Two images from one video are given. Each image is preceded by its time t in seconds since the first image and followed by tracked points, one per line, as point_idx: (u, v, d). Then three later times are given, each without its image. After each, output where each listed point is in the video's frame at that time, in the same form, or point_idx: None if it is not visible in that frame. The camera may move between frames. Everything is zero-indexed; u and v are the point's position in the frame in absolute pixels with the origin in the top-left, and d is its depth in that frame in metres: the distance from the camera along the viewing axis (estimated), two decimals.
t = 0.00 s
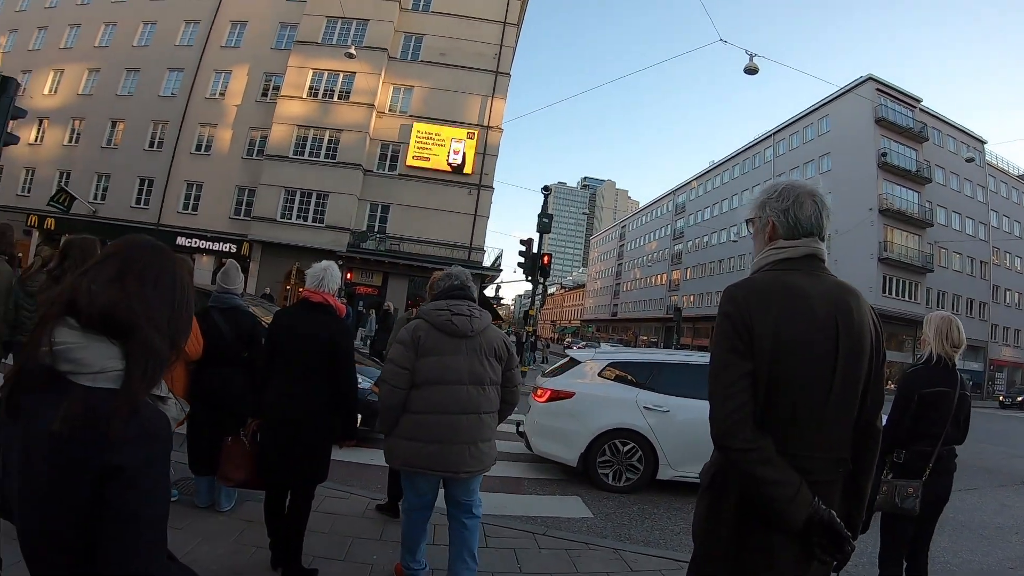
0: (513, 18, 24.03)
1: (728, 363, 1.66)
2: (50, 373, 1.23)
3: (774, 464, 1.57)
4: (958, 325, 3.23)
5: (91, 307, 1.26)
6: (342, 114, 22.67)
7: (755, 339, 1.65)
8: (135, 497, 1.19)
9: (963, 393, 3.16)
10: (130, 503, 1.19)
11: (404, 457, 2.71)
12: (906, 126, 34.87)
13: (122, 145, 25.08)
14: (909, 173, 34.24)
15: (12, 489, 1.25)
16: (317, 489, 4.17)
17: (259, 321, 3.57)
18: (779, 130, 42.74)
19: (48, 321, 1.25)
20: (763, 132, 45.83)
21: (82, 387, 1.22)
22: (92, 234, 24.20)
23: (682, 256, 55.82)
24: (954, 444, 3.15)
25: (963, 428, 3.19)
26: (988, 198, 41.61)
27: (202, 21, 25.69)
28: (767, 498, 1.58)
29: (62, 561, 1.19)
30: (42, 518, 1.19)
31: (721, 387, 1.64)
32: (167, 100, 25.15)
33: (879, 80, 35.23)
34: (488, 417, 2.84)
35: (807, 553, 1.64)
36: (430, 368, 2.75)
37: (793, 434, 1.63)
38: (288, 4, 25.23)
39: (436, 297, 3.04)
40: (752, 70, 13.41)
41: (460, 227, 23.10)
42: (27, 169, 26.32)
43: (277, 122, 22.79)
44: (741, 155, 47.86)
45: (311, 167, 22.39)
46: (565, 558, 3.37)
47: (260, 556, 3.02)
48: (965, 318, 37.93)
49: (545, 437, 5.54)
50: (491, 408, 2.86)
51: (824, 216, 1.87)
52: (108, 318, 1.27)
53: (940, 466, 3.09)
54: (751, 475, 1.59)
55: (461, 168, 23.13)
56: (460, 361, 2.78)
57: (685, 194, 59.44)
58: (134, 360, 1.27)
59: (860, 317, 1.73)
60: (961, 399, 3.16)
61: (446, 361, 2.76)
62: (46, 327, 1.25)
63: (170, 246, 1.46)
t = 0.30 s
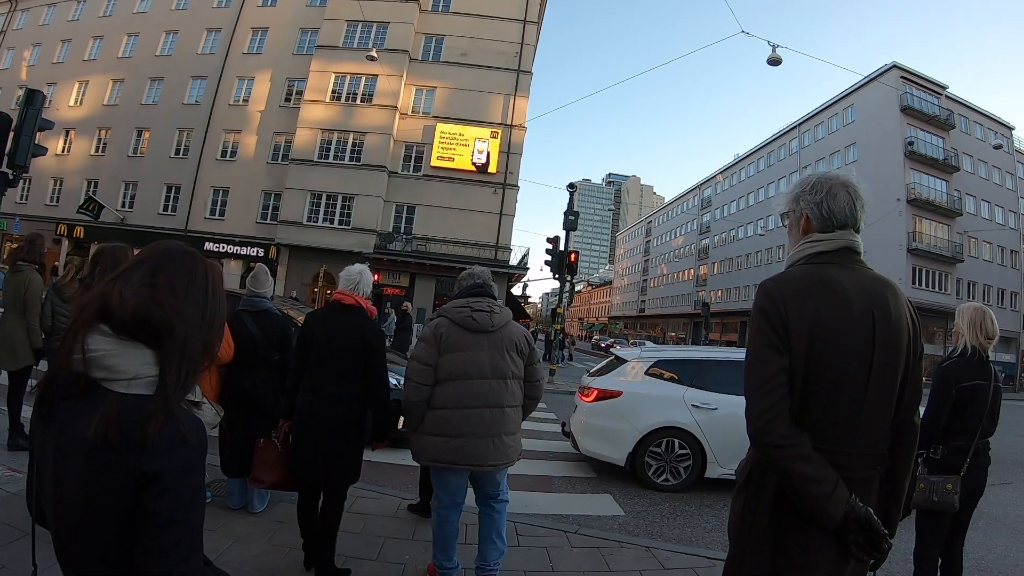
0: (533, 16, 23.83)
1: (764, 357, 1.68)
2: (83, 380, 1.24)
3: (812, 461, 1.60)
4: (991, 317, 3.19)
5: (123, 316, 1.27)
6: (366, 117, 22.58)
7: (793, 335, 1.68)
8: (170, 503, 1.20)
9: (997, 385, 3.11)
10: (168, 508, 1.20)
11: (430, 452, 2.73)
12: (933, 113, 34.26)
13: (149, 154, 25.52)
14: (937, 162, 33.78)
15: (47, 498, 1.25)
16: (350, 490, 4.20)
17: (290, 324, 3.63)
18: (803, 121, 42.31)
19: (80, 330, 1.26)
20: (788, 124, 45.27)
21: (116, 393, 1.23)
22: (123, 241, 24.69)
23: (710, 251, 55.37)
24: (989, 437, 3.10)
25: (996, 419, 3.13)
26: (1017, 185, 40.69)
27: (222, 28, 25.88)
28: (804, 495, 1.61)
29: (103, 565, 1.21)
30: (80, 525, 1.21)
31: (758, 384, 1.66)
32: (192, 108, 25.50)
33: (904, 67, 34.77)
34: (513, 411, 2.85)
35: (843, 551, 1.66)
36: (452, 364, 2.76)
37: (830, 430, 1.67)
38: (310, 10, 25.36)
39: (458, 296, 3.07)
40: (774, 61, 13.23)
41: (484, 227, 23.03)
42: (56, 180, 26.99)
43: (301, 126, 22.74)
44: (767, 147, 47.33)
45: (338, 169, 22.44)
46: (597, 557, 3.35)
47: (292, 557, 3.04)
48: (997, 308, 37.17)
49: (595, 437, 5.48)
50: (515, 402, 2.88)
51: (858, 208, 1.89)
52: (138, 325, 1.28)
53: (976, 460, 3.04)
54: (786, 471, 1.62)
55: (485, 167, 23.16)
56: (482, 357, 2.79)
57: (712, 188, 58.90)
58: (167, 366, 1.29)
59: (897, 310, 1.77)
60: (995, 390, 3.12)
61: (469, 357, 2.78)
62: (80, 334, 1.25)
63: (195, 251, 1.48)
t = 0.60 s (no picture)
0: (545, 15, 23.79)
1: (788, 353, 1.67)
2: (109, 386, 1.25)
3: (836, 459, 1.58)
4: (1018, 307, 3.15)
5: (148, 325, 1.28)
6: (382, 120, 23.13)
7: (816, 330, 1.66)
8: (194, 506, 1.21)
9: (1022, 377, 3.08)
10: (193, 511, 1.21)
11: (460, 453, 2.75)
12: (950, 103, 33.80)
13: (166, 163, 25.83)
14: (956, 152, 33.35)
15: (74, 504, 1.26)
16: (372, 491, 4.22)
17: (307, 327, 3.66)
18: (819, 114, 41.83)
19: (102, 338, 1.26)
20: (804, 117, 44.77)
21: (141, 398, 1.24)
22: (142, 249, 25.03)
23: (727, 246, 55.06)
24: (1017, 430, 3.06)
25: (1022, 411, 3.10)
26: None
27: (236, 35, 26.14)
28: (830, 493, 1.59)
29: (129, 569, 1.22)
30: (107, 529, 1.22)
31: (781, 379, 1.65)
32: (207, 116, 25.78)
33: (919, 56, 34.27)
34: (542, 410, 2.86)
35: (868, 547, 1.65)
36: (483, 365, 2.76)
37: (855, 426, 1.65)
38: (322, 14, 25.49)
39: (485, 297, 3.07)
40: (790, 53, 13.10)
41: (502, 227, 23.03)
42: (75, 190, 27.42)
43: (317, 131, 23.20)
44: (783, 140, 46.88)
45: (355, 173, 22.87)
46: (621, 556, 3.33)
47: (316, 559, 3.06)
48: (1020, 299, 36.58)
49: (637, 437, 5.45)
50: (543, 401, 2.90)
51: (881, 200, 1.88)
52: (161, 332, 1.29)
53: (1002, 452, 3.01)
54: (808, 467, 1.61)
55: (501, 167, 23.13)
56: (512, 358, 2.80)
57: (728, 183, 58.48)
58: (192, 371, 1.30)
59: (920, 302, 1.75)
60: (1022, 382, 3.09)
61: (500, 358, 2.77)
62: (103, 342, 1.26)
63: (214, 254, 1.49)
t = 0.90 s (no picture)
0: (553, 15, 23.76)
1: (805, 350, 1.66)
2: (128, 387, 1.26)
3: (855, 456, 1.58)
4: None
5: (167, 328, 1.28)
6: (393, 121, 23.26)
7: (835, 328, 1.65)
8: (219, 500, 1.23)
9: None
10: (218, 505, 1.22)
11: (490, 453, 2.77)
12: (962, 96, 33.55)
13: (178, 168, 26.04)
14: (969, 145, 33.11)
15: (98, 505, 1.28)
16: (387, 491, 4.24)
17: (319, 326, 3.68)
18: (830, 109, 41.61)
19: (120, 341, 1.27)
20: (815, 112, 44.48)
21: (166, 398, 1.25)
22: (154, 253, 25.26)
23: (740, 243, 54.79)
24: None
25: None
26: None
27: (245, 40, 26.32)
28: (848, 490, 1.58)
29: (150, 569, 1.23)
30: (130, 531, 1.23)
31: (798, 375, 1.65)
32: (218, 120, 25.96)
33: (931, 49, 34.07)
34: (568, 411, 2.89)
35: (885, 545, 1.64)
36: (515, 368, 2.77)
37: (872, 423, 1.65)
38: (331, 18, 25.58)
39: (513, 299, 3.06)
40: (799, 48, 13.05)
41: (515, 227, 22.99)
42: (88, 196, 27.73)
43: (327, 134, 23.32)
44: (795, 136, 46.56)
45: (366, 175, 23.01)
46: (637, 554, 3.33)
47: (332, 560, 3.07)
48: None
49: (679, 437, 5.38)
50: (570, 404, 2.92)
51: (896, 195, 1.87)
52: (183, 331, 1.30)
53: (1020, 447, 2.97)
54: (826, 464, 1.60)
55: (513, 167, 23.07)
56: (541, 360, 2.81)
57: (739, 180, 58.17)
58: (218, 370, 1.31)
59: (936, 298, 1.74)
60: None
61: (531, 361, 2.79)
62: (122, 346, 1.27)
63: (224, 246, 1.48)
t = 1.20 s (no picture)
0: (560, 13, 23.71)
1: (815, 347, 1.65)
2: (142, 393, 1.26)
3: (865, 454, 1.57)
4: None
5: (179, 332, 1.29)
6: (400, 121, 23.33)
7: (843, 323, 1.65)
8: (238, 501, 1.24)
9: None
10: (236, 506, 1.23)
11: (502, 451, 2.77)
12: (970, 90, 33.35)
13: (187, 170, 26.21)
14: (978, 139, 32.90)
15: (110, 508, 1.29)
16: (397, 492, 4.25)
17: (331, 328, 3.71)
18: (839, 105, 41.41)
19: (132, 345, 1.27)
20: (824, 108, 44.23)
21: (179, 401, 1.25)
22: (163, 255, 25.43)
23: (749, 241, 54.57)
24: None
25: None
26: None
27: (252, 42, 26.42)
28: (860, 490, 1.58)
29: (164, 572, 1.24)
30: (142, 532, 1.23)
31: (808, 373, 1.65)
32: (226, 122, 26.09)
33: (938, 44, 33.86)
34: (579, 410, 2.90)
35: (897, 545, 1.63)
36: (527, 366, 2.77)
37: (882, 421, 1.64)
38: (338, 18, 25.63)
39: (525, 297, 3.06)
40: (806, 44, 12.97)
41: (524, 226, 22.92)
42: (98, 199, 27.95)
43: (335, 135, 23.40)
44: (804, 132, 46.34)
45: (375, 175, 23.09)
46: (646, 553, 3.33)
47: (340, 560, 3.08)
48: None
49: (722, 437, 5.34)
50: (581, 401, 2.92)
51: (902, 190, 1.86)
52: (196, 334, 1.30)
53: None
54: (836, 462, 1.59)
55: (520, 167, 23.01)
56: (555, 358, 2.81)
57: (749, 177, 57.94)
58: (232, 373, 1.31)
59: (945, 292, 1.73)
60: None
61: (543, 359, 2.79)
62: (135, 352, 1.27)
63: (228, 247, 1.49)
